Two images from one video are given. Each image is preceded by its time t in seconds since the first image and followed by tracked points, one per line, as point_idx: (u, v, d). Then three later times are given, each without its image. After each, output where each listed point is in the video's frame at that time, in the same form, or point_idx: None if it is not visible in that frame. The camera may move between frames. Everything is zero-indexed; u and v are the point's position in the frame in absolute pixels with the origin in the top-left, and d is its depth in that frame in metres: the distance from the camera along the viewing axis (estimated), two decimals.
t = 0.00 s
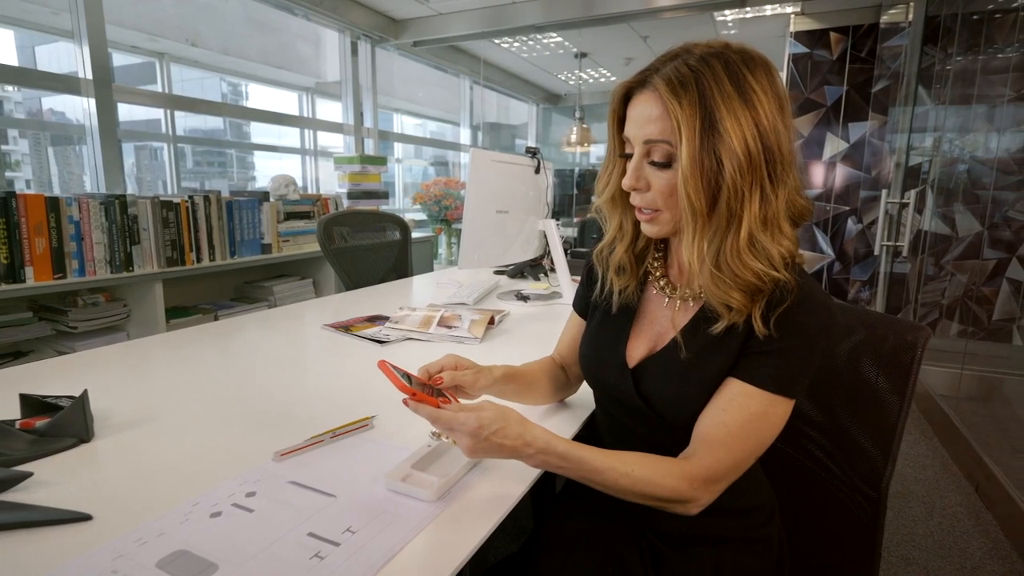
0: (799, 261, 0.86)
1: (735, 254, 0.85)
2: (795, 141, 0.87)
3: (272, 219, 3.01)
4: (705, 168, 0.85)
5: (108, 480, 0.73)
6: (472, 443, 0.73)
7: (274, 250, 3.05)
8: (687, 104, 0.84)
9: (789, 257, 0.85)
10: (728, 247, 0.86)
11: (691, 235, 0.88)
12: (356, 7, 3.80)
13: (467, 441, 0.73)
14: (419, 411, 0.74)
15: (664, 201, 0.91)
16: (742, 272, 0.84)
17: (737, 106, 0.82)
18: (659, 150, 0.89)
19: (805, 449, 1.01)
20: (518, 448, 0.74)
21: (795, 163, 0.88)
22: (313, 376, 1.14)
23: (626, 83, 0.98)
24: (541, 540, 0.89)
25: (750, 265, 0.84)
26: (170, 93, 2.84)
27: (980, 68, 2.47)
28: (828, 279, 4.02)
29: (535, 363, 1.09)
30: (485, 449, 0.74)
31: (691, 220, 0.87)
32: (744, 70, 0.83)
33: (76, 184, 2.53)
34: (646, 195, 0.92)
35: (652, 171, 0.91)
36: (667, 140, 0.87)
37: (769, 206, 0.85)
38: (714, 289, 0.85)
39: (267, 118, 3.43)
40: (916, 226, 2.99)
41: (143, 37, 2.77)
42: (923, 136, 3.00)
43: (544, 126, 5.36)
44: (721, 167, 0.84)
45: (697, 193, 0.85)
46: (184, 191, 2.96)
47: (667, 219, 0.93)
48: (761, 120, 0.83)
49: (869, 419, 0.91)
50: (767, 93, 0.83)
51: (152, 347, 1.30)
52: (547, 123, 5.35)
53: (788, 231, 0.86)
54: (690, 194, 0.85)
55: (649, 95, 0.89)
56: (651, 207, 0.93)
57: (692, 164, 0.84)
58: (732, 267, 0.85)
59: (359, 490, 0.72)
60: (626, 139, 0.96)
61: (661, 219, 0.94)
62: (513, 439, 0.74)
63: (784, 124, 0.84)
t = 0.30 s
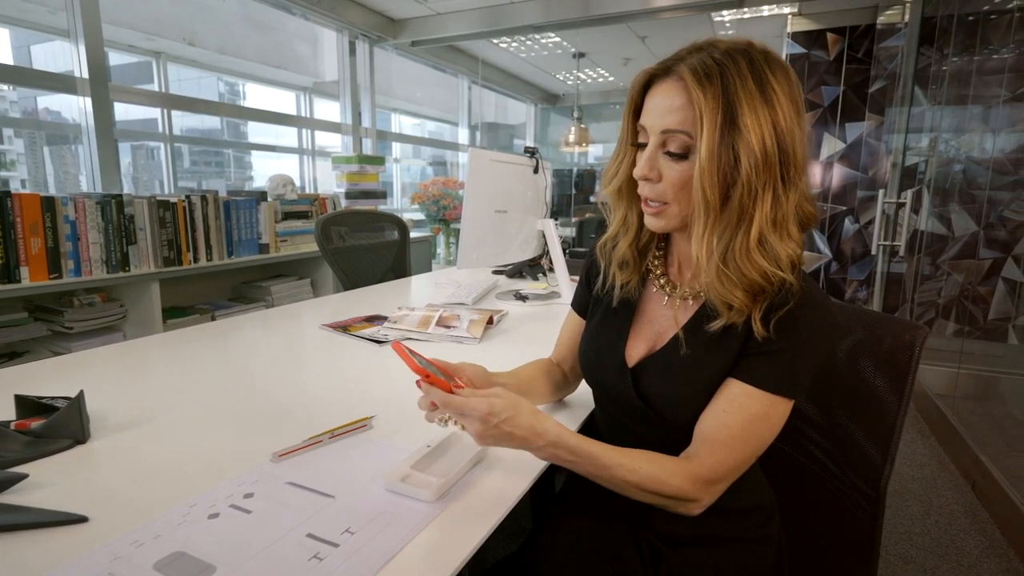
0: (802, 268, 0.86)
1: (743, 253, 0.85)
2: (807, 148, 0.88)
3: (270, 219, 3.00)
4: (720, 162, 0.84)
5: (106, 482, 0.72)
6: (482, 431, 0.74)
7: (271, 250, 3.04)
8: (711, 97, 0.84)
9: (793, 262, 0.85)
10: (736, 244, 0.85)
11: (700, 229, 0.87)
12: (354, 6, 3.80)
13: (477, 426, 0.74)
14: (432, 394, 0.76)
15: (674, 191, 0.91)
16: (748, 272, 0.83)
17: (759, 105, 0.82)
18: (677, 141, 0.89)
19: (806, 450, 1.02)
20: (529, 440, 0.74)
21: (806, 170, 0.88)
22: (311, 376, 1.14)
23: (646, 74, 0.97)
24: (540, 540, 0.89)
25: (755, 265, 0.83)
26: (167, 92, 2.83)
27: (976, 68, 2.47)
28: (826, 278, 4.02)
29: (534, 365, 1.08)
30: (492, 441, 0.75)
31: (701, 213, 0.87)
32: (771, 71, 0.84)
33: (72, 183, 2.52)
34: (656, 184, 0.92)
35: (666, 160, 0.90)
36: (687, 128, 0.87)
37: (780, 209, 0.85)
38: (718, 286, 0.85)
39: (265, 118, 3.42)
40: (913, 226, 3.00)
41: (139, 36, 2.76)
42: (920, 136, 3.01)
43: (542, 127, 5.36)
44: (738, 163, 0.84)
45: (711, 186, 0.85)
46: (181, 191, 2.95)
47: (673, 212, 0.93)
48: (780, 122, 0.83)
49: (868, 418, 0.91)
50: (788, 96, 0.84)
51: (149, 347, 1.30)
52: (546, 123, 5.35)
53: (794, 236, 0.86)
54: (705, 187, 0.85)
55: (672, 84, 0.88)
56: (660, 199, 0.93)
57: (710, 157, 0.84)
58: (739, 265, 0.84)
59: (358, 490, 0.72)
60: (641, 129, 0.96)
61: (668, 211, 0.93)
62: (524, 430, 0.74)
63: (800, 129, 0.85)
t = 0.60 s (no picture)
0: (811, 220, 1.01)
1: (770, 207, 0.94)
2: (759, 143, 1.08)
3: (267, 219, 3.00)
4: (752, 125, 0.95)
5: (104, 482, 0.72)
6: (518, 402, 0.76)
7: (269, 250, 3.03)
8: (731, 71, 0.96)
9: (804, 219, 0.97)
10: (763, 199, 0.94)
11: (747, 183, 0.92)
12: (351, 6, 3.79)
13: (515, 392, 0.76)
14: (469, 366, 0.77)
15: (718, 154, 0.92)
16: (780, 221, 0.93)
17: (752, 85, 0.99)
18: (708, 107, 0.94)
19: (805, 449, 1.02)
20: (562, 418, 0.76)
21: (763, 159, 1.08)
22: (309, 376, 1.14)
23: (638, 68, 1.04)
24: (539, 540, 0.88)
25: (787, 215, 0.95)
26: (164, 92, 2.82)
27: (972, 68, 2.48)
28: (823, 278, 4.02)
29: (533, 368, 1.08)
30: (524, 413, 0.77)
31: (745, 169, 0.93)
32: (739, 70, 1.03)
33: (69, 183, 2.51)
34: (702, 146, 0.91)
35: (707, 125, 0.93)
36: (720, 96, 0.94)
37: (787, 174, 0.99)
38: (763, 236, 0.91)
39: (263, 118, 3.41)
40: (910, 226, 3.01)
41: (136, 36, 2.75)
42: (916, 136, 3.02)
43: (539, 127, 5.37)
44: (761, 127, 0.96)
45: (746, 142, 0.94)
46: (178, 191, 2.94)
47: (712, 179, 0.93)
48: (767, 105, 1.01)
49: (864, 417, 0.91)
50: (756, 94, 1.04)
51: (147, 347, 1.30)
52: (544, 124, 5.37)
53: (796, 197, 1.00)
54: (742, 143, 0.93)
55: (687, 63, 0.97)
56: (702, 163, 0.92)
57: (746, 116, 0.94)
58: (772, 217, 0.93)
59: (355, 490, 0.72)
60: (652, 108, 0.98)
61: (711, 176, 0.92)
62: (559, 405, 0.75)
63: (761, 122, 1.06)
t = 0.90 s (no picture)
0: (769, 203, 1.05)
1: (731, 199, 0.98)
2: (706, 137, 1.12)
3: (264, 219, 2.99)
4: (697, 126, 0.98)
5: (101, 483, 0.72)
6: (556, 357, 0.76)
7: (266, 251, 3.03)
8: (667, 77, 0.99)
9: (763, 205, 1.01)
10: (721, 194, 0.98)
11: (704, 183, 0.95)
12: (348, 7, 3.79)
13: (558, 336, 0.75)
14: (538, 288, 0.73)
15: (675, 159, 0.95)
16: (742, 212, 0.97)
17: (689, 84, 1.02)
18: (653, 117, 0.97)
19: (797, 447, 1.03)
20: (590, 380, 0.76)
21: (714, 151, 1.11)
22: (305, 377, 1.14)
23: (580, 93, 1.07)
24: (536, 540, 0.89)
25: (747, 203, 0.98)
26: (160, 93, 2.82)
27: (967, 69, 2.49)
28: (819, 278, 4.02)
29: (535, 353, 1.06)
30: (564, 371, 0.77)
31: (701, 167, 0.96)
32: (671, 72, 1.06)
33: (65, 184, 2.50)
34: (658, 156, 0.94)
35: (657, 135, 0.96)
36: (663, 106, 0.97)
37: (738, 165, 1.02)
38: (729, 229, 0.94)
39: (259, 118, 3.41)
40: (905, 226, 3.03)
41: (132, 36, 2.74)
42: (912, 136, 3.04)
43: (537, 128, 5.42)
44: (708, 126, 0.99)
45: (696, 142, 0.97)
46: (175, 191, 2.94)
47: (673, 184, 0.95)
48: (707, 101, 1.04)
49: (857, 416, 0.92)
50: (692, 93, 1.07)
51: (143, 348, 1.29)
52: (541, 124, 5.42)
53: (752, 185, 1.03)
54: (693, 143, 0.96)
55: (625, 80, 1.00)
56: (660, 172, 0.94)
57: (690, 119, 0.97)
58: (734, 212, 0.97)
59: (352, 491, 0.72)
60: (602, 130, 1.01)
61: (673, 181, 0.95)
62: (593, 361, 0.76)
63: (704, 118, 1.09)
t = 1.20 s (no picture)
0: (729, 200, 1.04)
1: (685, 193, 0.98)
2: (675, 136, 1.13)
3: (262, 220, 2.99)
4: (653, 123, 1.00)
5: (100, 483, 0.73)
6: (512, 439, 0.78)
7: (265, 251, 3.03)
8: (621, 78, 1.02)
9: (721, 201, 1.00)
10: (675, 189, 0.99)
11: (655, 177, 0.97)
12: (347, 6, 3.80)
13: (512, 420, 0.78)
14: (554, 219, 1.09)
15: (627, 154, 0.97)
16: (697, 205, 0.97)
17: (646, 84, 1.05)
18: (607, 115, 1.00)
19: (793, 446, 1.03)
20: (550, 450, 0.79)
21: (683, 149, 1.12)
22: (304, 376, 1.14)
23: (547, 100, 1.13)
24: (531, 537, 0.89)
25: (699, 199, 0.97)
26: (158, 93, 2.82)
27: (964, 69, 2.50)
28: (817, 278, 4.02)
29: (525, 323, 1.06)
30: (524, 452, 0.79)
31: (652, 162, 0.98)
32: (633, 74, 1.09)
33: (63, 184, 2.51)
34: (609, 149, 0.97)
35: (610, 130, 0.99)
36: (618, 103, 1.00)
37: (698, 164, 1.03)
38: (680, 223, 0.95)
39: (257, 118, 3.41)
40: (902, 224, 3.07)
41: (131, 36, 2.74)
42: (909, 135, 3.09)
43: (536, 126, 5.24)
44: (664, 124, 1.01)
45: (648, 138, 0.99)
46: (173, 191, 2.94)
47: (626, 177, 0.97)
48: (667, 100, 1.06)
49: (852, 414, 0.92)
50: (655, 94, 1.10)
51: (141, 348, 1.30)
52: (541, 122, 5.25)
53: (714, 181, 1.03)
54: (644, 139, 0.98)
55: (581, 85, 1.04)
56: (612, 165, 0.97)
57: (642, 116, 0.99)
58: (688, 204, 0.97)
59: (350, 489, 0.72)
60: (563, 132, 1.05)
61: (625, 174, 0.96)
62: (547, 429, 0.79)
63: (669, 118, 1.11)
